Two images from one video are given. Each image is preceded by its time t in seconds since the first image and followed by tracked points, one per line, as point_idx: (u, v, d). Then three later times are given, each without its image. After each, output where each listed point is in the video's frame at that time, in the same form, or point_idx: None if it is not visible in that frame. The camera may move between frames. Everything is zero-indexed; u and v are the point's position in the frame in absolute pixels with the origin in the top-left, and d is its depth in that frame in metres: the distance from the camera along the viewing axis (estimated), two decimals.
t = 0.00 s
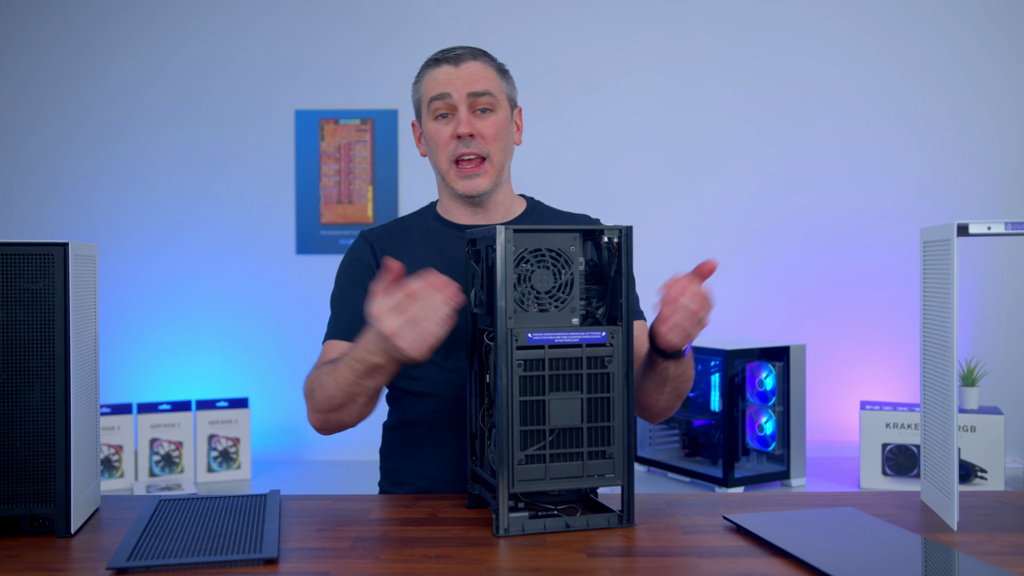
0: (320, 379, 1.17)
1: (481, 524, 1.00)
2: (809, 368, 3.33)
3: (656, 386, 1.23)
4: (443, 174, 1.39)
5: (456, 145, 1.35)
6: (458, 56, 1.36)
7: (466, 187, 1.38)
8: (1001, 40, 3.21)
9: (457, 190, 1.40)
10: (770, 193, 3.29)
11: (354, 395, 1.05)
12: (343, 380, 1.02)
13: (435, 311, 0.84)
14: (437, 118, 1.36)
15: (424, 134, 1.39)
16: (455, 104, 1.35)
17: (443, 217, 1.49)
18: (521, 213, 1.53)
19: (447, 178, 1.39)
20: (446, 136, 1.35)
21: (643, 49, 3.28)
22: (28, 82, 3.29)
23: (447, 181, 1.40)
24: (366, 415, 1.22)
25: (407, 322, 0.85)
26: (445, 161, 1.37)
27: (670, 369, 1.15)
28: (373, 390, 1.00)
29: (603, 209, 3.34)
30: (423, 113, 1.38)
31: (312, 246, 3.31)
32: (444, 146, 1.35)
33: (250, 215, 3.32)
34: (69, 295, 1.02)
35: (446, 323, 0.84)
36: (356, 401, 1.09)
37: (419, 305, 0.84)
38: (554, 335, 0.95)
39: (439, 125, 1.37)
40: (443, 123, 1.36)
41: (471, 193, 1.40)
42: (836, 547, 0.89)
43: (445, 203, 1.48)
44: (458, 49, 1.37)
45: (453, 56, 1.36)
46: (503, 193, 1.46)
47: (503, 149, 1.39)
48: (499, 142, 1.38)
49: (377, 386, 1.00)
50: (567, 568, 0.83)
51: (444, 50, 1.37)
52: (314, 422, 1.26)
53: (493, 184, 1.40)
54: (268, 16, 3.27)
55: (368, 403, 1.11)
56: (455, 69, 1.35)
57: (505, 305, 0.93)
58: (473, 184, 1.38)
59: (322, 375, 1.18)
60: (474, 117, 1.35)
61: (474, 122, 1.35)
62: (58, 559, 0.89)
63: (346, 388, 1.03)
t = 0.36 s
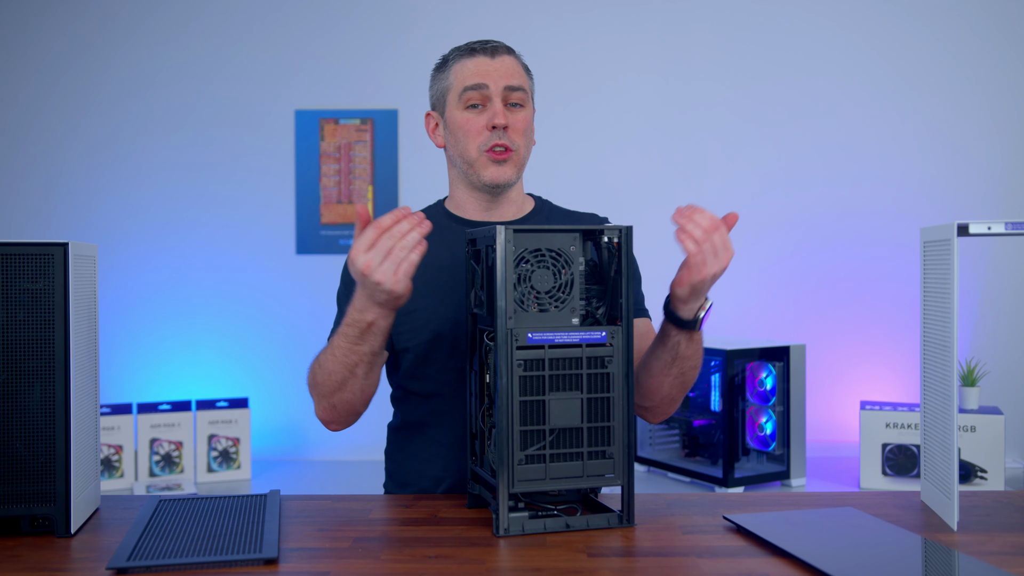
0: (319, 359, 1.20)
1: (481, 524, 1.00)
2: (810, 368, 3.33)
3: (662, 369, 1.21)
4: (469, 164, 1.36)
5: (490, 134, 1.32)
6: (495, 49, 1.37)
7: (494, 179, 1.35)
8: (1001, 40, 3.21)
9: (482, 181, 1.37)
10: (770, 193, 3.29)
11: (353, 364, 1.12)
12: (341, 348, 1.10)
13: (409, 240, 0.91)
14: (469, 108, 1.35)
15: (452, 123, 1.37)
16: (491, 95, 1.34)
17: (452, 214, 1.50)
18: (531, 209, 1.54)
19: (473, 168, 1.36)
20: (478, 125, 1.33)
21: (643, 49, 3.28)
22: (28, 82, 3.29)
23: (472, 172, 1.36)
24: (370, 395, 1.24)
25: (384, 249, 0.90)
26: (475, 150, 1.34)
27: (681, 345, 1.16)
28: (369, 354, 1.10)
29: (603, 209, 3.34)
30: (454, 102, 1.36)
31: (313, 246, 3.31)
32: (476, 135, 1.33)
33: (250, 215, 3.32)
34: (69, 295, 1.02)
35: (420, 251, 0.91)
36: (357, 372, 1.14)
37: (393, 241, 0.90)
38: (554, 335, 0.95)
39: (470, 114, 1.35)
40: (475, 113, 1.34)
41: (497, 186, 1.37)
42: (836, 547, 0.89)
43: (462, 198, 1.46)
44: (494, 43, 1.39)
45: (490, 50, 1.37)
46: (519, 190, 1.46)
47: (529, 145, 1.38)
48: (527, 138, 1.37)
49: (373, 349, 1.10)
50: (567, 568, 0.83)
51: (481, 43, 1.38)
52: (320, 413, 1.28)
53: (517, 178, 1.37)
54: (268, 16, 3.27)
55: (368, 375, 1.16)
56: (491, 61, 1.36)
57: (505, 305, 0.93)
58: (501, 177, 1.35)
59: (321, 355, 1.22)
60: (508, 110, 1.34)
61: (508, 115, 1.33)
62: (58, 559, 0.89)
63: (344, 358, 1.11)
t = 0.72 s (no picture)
0: (341, 370, 1.19)
1: (481, 524, 1.00)
2: (809, 368, 3.33)
3: (649, 386, 1.27)
4: (472, 167, 1.36)
5: (493, 138, 1.32)
6: (497, 51, 1.37)
7: (496, 183, 1.35)
8: (1001, 39, 3.21)
9: (485, 184, 1.37)
10: (770, 193, 3.29)
11: (374, 383, 1.12)
12: (365, 364, 1.11)
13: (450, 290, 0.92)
14: (472, 110, 1.35)
15: (455, 126, 1.37)
16: (494, 97, 1.34)
17: (452, 214, 1.49)
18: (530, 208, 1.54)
19: (475, 172, 1.36)
20: (482, 128, 1.33)
21: (643, 49, 3.28)
22: (28, 82, 3.29)
23: (474, 174, 1.37)
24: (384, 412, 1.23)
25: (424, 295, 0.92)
26: (478, 154, 1.34)
27: (664, 366, 1.21)
28: (391, 378, 1.11)
29: (603, 209, 3.34)
30: (457, 104, 1.36)
31: (312, 246, 3.31)
32: (480, 138, 1.33)
33: (250, 215, 3.32)
34: (69, 295, 1.02)
35: (454, 309, 0.92)
36: (375, 393, 1.15)
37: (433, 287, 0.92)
38: (554, 335, 0.95)
39: (472, 117, 1.35)
40: (478, 116, 1.34)
41: (499, 190, 1.37)
42: (837, 547, 0.89)
43: (461, 199, 1.46)
44: (497, 44, 1.38)
45: (493, 51, 1.37)
46: (518, 191, 1.46)
47: (530, 148, 1.39)
48: (529, 140, 1.37)
49: (396, 373, 1.11)
50: (567, 568, 0.83)
51: (484, 44, 1.37)
52: (330, 419, 1.27)
53: (519, 181, 1.38)
54: (268, 16, 3.27)
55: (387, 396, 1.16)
56: (494, 62, 1.35)
57: (505, 305, 0.93)
58: (504, 181, 1.35)
59: (342, 368, 1.21)
60: (511, 113, 1.34)
61: (511, 118, 1.34)
62: (58, 559, 0.89)
63: (366, 375, 1.12)
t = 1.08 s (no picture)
0: (358, 380, 1.21)
1: (481, 524, 1.00)
2: (809, 368, 3.33)
3: (638, 389, 1.29)
4: (473, 168, 1.36)
5: (495, 141, 1.32)
6: (500, 53, 1.37)
7: (498, 185, 1.36)
8: (1001, 39, 3.21)
9: (486, 186, 1.37)
10: (771, 192, 3.29)
11: (391, 395, 1.15)
12: (383, 375, 1.14)
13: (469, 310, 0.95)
14: (475, 112, 1.34)
15: (456, 127, 1.37)
16: (497, 100, 1.34)
17: (453, 215, 1.49)
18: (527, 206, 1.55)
19: (477, 174, 1.36)
20: (484, 131, 1.33)
21: (643, 49, 3.28)
22: (28, 82, 3.29)
23: (476, 176, 1.37)
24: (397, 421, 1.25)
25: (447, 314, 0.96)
26: (480, 156, 1.34)
27: (650, 368, 1.21)
28: (408, 390, 1.14)
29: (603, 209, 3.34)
30: (459, 105, 1.36)
31: (313, 246, 3.31)
32: (482, 140, 1.33)
33: (250, 216, 3.32)
34: (69, 295, 1.02)
35: (472, 333, 0.96)
36: (390, 403, 1.17)
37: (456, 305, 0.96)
38: (554, 335, 0.95)
39: (475, 118, 1.34)
40: (480, 118, 1.34)
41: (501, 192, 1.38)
42: (837, 547, 0.89)
43: (460, 199, 1.46)
44: (499, 46, 1.38)
45: (495, 53, 1.36)
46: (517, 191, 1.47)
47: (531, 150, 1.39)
48: (530, 142, 1.37)
49: (413, 387, 1.13)
50: (567, 567, 0.83)
51: (486, 45, 1.37)
52: (343, 425, 1.28)
53: (520, 183, 1.38)
54: (268, 15, 3.27)
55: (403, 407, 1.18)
56: (497, 64, 1.35)
57: (505, 305, 0.93)
58: (506, 184, 1.36)
59: (359, 376, 1.22)
60: (513, 115, 1.35)
61: (513, 121, 1.34)
62: (58, 559, 0.89)
63: (383, 386, 1.14)
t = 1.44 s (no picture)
0: (346, 361, 1.22)
1: (481, 524, 1.00)
2: (809, 368, 3.33)
3: (638, 385, 1.28)
4: (471, 169, 1.36)
5: (492, 141, 1.32)
6: (495, 54, 1.37)
7: (496, 186, 1.36)
8: (1001, 38, 3.21)
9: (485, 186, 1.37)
10: (771, 192, 3.29)
11: (376, 363, 1.15)
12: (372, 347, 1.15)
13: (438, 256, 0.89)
14: (471, 114, 1.35)
15: (453, 128, 1.37)
16: (493, 101, 1.34)
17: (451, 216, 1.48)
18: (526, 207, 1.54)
19: (475, 174, 1.36)
20: (482, 131, 1.33)
21: (642, 49, 3.28)
22: (27, 82, 3.29)
23: (474, 176, 1.37)
24: (390, 400, 1.24)
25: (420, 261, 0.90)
26: (477, 157, 1.34)
27: (651, 365, 1.20)
28: (393, 358, 1.13)
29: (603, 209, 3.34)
30: (455, 107, 1.36)
31: (312, 246, 3.31)
32: (479, 141, 1.33)
33: (249, 215, 3.32)
34: (69, 295, 1.02)
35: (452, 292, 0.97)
36: (378, 375, 1.17)
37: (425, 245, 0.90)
38: (554, 335, 0.95)
39: (472, 120, 1.35)
40: (477, 119, 1.34)
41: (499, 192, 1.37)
42: (837, 547, 0.89)
43: (458, 199, 1.45)
44: (495, 47, 1.38)
45: (491, 54, 1.36)
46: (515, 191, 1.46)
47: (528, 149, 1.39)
48: (528, 142, 1.37)
49: (397, 355, 1.12)
50: (567, 568, 0.83)
51: (481, 46, 1.37)
52: (335, 414, 1.27)
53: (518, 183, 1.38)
54: (268, 16, 3.27)
55: (390, 378, 1.17)
56: (493, 66, 1.35)
57: (505, 305, 0.93)
58: (504, 183, 1.35)
59: (347, 357, 1.25)
60: (510, 116, 1.35)
61: (510, 121, 1.34)
62: (57, 559, 0.89)
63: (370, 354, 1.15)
